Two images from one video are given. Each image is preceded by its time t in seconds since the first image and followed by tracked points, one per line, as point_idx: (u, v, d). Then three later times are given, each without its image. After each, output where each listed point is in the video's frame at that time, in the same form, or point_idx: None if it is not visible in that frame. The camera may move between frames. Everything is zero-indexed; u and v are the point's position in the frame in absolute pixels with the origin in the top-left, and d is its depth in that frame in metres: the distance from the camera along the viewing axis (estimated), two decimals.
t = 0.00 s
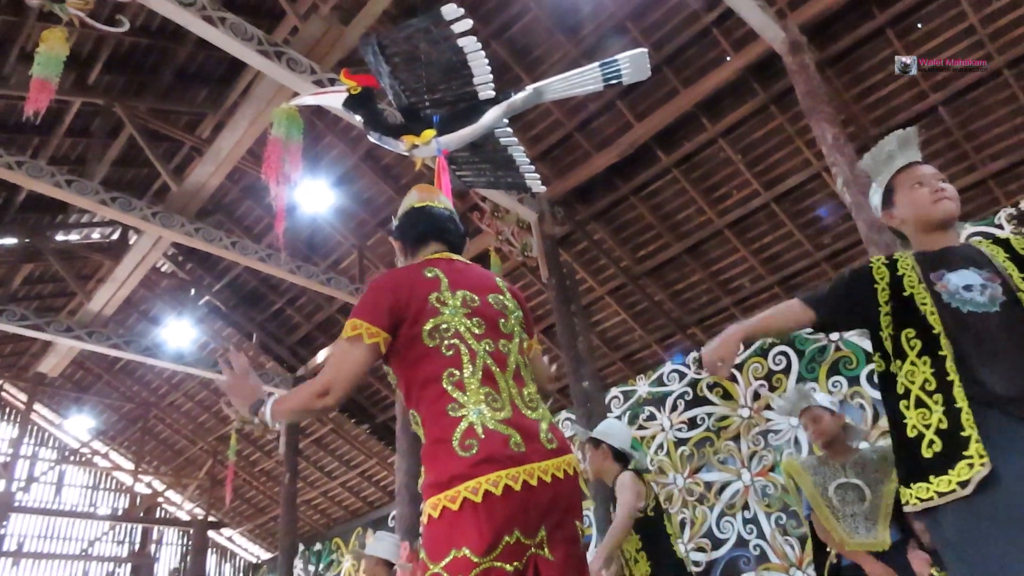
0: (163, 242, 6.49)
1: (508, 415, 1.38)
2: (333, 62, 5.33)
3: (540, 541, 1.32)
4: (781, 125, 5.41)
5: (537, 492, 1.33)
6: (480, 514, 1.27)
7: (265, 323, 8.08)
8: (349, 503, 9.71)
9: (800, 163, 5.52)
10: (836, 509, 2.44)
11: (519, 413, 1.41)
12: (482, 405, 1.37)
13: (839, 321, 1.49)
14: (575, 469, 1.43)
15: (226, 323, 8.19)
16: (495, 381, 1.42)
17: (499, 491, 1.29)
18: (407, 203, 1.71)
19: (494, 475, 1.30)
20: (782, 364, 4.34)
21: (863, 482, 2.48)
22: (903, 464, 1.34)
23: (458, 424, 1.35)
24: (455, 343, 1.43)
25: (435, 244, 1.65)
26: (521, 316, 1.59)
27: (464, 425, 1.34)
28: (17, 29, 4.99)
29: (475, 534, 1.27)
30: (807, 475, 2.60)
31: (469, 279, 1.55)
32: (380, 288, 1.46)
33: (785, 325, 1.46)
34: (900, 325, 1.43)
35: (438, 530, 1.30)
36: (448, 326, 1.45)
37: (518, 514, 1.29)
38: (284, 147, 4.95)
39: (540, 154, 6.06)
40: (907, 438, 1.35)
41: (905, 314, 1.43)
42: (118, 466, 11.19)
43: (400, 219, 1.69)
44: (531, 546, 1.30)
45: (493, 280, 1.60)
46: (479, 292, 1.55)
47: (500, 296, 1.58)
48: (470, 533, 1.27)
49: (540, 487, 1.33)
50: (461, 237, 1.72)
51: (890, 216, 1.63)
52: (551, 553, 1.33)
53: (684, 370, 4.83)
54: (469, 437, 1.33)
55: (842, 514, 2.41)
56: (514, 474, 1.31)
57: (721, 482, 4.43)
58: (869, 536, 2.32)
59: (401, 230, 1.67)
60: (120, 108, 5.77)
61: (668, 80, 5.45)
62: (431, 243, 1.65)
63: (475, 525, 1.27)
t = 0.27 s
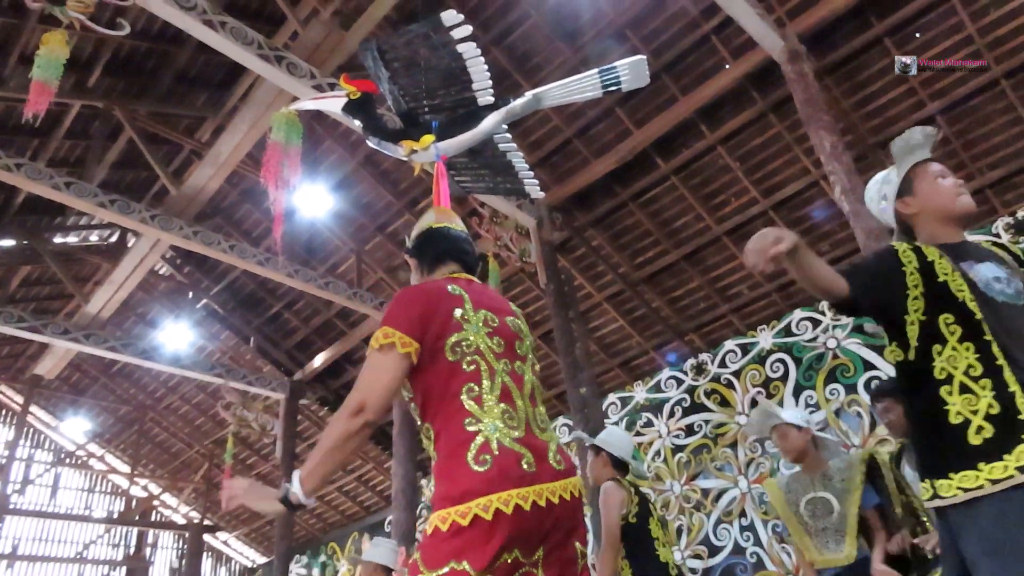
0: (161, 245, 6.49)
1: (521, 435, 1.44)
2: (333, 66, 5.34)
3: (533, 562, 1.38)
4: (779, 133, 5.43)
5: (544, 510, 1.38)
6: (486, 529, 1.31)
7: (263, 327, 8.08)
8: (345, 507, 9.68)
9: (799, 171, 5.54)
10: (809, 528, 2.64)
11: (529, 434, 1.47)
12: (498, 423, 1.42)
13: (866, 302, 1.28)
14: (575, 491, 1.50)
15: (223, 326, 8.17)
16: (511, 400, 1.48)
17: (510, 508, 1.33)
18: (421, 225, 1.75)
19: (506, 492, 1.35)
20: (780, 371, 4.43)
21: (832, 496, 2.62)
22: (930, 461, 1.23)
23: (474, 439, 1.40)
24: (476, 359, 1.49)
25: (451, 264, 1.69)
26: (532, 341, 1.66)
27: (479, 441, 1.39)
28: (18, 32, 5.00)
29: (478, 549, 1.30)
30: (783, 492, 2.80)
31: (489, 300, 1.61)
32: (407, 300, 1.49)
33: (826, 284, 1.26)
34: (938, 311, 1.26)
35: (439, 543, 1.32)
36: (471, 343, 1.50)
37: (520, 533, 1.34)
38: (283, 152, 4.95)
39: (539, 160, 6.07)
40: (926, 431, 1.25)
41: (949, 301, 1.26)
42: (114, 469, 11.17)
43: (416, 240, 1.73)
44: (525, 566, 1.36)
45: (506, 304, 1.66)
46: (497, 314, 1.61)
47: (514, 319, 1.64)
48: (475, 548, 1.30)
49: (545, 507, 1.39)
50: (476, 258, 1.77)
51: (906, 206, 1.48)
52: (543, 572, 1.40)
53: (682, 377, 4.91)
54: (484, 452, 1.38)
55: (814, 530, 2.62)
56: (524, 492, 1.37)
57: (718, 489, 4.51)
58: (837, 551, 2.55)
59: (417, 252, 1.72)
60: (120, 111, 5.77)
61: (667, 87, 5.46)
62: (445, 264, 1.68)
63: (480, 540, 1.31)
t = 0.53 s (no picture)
0: (159, 248, 6.47)
1: (531, 435, 1.47)
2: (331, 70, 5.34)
3: (539, 561, 1.40)
4: (777, 134, 5.44)
5: (552, 509, 1.40)
6: (496, 526, 1.33)
7: (261, 331, 8.06)
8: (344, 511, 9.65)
9: (797, 173, 5.54)
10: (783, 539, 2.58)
11: (538, 435, 1.50)
12: (509, 422, 1.45)
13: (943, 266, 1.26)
14: (581, 494, 1.52)
15: (222, 330, 8.17)
16: (522, 402, 1.51)
17: (520, 505, 1.35)
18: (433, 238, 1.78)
19: (517, 489, 1.37)
20: (779, 372, 4.46)
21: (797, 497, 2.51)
22: (977, 446, 1.21)
23: (487, 436, 1.42)
24: (490, 360, 1.52)
25: (462, 275, 1.72)
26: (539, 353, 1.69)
27: (492, 437, 1.42)
28: (15, 35, 4.99)
29: (487, 546, 1.32)
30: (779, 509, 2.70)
31: (501, 309, 1.65)
32: (428, 298, 1.52)
33: (892, 255, 1.29)
34: (993, 293, 1.27)
35: (448, 538, 1.33)
36: (486, 345, 1.53)
37: (528, 531, 1.36)
38: (281, 154, 4.94)
39: (537, 162, 6.07)
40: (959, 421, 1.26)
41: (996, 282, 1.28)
42: (112, 473, 11.13)
43: (428, 252, 1.75)
44: (531, 566, 1.37)
45: (516, 315, 1.71)
46: (509, 322, 1.64)
47: (524, 330, 1.68)
48: (484, 544, 1.32)
49: (552, 507, 1.41)
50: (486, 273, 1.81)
51: (940, 192, 1.41)
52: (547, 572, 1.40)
53: (680, 379, 4.96)
54: (496, 449, 1.41)
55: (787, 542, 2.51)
56: (534, 490, 1.38)
57: (717, 491, 4.53)
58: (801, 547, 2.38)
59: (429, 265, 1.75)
60: (117, 115, 5.77)
61: (664, 89, 5.47)
62: (457, 275, 1.71)
63: (489, 536, 1.32)
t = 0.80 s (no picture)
0: (158, 248, 6.47)
1: (533, 432, 1.54)
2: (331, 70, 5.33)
3: (537, 554, 1.45)
4: (776, 136, 5.44)
5: (551, 503, 1.47)
6: (494, 518, 1.40)
7: (260, 331, 8.06)
8: (343, 512, 9.62)
9: (796, 174, 5.55)
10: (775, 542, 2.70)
11: (541, 432, 1.56)
12: (512, 418, 1.52)
13: None
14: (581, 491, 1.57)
15: (221, 330, 8.16)
16: (525, 401, 1.58)
17: (519, 495, 1.42)
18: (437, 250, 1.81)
19: (516, 480, 1.44)
20: (778, 374, 4.49)
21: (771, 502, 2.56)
22: None
23: (490, 428, 1.49)
24: (498, 359, 1.58)
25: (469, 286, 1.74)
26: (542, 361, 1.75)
27: (495, 430, 1.49)
28: (15, 35, 5.00)
29: (484, 537, 1.40)
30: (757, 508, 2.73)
31: (508, 315, 1.72)
32: (441, 295, 1.59)
33: (1018, 230, 1.17)
34: None
35: (447, 528, 1.40)
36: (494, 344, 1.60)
37: (526, 524, 1.42)
38: (281, 155, 4.94)
39: (537, 163, 6.08)
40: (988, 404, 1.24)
41: None
42: (111, 473, 11.11)
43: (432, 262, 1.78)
44: (528, 558, 1.44)
45: (521, 323, 1.77)
46: (515, 327, 1.71)
47: (529, 339, 1.75)
48: (482, 535, 1.40)
49: (551, 500, 1.47)
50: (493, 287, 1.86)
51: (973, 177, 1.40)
52: (545, 565, 1.46)
53: (680, 380, 5.02)
54: (498, 441, 1.48)
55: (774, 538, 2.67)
56: (533, 482, 1.45)
57: (716, 492, 4.55)
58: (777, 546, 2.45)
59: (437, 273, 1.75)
60: (117, 115, 5.78)
61: (664, 91, 5.47)
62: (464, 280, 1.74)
63: (487, 527, 1.40)
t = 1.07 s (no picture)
0: (158, 247, 6.47)
1: (531, 432, 1.55)
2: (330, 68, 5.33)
3: (529, 555, 1.45)
4: (776, 134, 5.44)
5: (544, 501, 1.47)
6: (486, 511, 1.41)
7: (260, 329, 8.06)
8: (343, 510, 9.64)
9: (795, 172, 5.55)
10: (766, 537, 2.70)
11: (539, 433, 1.58)
12: (510, 417, 1.53)
13: None
14: (576, 494, 1.57)
15: (221, 328, 8.17)
16: (523, 403, 1.58)
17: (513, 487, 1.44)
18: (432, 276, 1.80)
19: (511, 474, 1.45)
20: (777, 372, 4.50)
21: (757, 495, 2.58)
22: None
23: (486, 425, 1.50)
24: (500, 362, 1.59)
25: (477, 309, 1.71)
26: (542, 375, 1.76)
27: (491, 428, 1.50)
28: (14, 34, 4.99)
29: (474, 533, 1.40)
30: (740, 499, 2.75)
31: (507, 328, 1.74)
32: (446, 303, 1.63)
33: None
34: None
35: (441, 523, 1.43)
36: (496, 348, 1.60)
37: (518, 519, 1.43)
38: (280, 153, 4.95)
39: (536, 161, 6.08)
40: None
41: None
42: (110, 472, 11.12)
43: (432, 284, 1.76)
44: (520, 559, 1.43)
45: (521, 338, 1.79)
46: (515, 338, 1.73)
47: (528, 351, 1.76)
48: (471, 534, 1.40)
49: (545, 497, 1.48)
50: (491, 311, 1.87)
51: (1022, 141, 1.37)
52: (537, 566, 1.45)
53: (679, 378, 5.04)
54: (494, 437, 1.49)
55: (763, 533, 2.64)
56: (527, 477, 1.47)
57: (716, 490, 4.56)
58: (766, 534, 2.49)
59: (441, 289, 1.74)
60: (116, 113, 5.77)
61: (663, 89, 5.47)
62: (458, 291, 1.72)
63: (478, 523, 1.41)
